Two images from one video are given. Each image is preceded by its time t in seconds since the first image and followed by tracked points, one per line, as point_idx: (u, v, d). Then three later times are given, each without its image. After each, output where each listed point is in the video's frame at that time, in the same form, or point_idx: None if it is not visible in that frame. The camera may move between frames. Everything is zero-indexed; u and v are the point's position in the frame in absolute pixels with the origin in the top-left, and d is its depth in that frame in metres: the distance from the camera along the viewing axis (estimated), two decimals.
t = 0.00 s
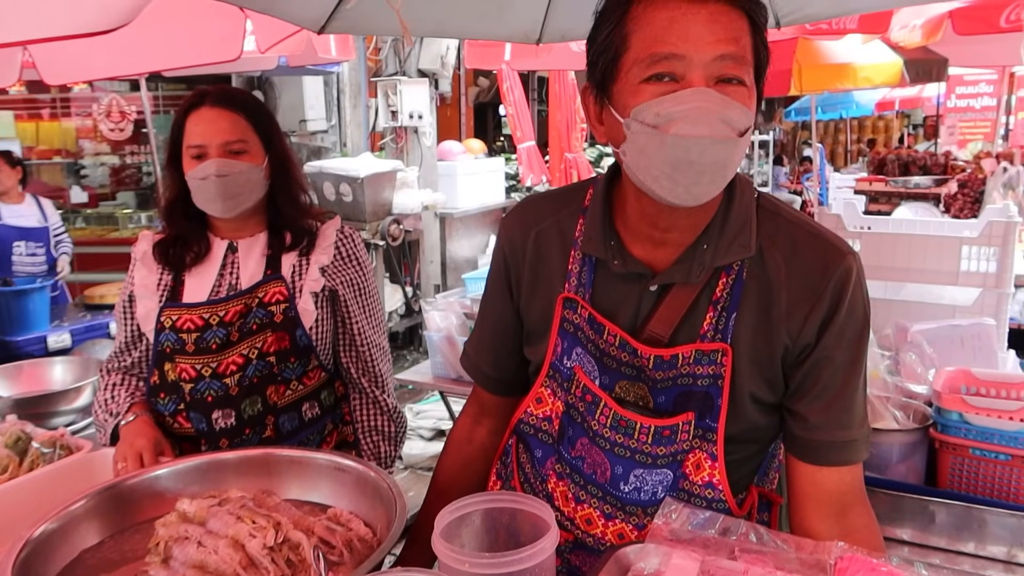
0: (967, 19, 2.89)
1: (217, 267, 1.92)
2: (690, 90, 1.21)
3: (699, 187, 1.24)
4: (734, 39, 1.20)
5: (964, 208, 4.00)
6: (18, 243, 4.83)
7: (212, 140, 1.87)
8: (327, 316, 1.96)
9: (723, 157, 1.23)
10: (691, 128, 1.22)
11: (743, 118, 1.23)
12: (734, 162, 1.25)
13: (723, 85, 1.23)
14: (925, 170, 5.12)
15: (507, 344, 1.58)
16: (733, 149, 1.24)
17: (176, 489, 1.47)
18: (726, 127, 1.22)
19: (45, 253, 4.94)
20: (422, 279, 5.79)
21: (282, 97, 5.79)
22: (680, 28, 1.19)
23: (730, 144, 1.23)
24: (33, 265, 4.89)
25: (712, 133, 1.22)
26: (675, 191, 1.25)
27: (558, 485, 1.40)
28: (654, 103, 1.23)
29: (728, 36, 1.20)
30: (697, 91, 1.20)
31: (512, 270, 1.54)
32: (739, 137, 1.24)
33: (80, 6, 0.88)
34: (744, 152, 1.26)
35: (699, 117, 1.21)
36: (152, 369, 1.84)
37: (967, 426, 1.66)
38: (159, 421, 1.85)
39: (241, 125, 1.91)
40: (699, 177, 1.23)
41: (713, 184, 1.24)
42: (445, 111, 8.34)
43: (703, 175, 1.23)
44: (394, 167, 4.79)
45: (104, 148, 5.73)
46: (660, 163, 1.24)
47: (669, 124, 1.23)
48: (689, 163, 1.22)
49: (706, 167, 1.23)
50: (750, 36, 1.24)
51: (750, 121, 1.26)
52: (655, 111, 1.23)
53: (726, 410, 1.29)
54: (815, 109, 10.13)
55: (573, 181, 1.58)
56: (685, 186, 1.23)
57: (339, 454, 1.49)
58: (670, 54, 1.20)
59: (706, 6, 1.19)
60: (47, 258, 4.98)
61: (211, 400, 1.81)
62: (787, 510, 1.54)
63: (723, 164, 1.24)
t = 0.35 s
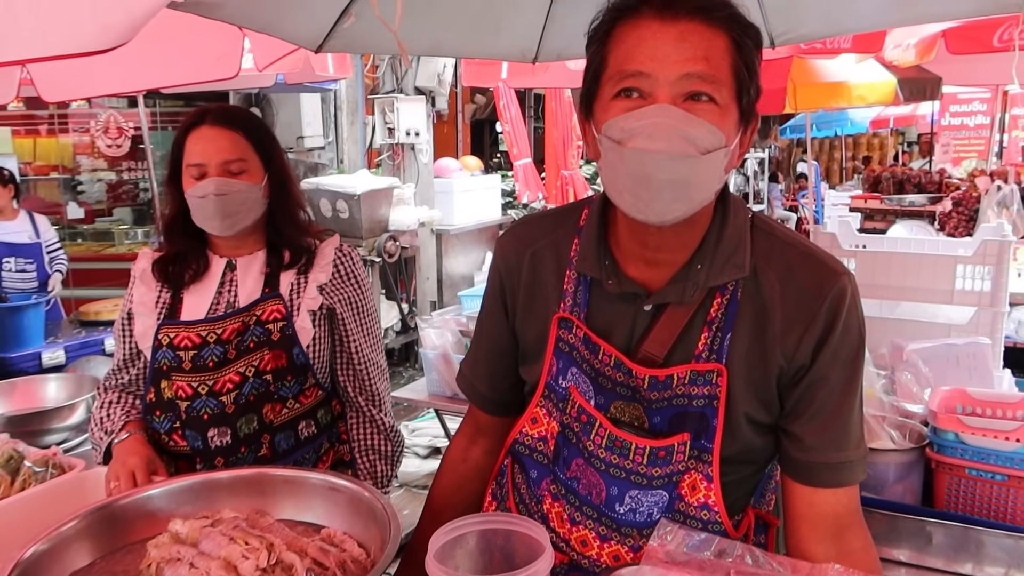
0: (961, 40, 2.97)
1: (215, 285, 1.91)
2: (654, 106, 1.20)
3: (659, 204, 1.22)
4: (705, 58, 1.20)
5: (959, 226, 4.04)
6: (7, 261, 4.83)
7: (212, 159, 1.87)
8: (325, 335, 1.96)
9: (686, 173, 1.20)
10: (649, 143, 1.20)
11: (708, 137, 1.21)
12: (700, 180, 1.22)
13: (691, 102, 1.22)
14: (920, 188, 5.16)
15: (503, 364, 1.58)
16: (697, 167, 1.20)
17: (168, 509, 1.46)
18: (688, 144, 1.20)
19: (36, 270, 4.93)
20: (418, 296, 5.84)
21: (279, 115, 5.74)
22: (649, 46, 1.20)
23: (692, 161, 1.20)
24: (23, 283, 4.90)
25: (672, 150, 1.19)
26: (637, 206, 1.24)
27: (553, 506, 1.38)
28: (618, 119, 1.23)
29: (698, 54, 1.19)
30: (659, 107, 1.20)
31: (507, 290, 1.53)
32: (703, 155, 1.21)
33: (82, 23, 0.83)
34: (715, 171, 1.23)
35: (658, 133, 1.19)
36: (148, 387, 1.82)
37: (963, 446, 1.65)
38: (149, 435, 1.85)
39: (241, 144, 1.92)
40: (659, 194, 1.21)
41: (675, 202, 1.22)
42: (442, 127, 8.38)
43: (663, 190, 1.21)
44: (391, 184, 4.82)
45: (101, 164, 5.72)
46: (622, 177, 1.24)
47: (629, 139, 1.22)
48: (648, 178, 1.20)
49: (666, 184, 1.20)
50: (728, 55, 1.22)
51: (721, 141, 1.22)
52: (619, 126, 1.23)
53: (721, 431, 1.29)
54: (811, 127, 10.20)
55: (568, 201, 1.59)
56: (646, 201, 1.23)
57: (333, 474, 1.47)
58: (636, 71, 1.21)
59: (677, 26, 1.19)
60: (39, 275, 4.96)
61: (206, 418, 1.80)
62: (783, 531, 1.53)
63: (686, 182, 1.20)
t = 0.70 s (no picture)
0: (949, 50, 3.00)
1: (210, 290, 1.90)
2: (643, 94, 1.20)
3: (648, 195, 1.21)
4: (696, 51, 1.20)
5: (946, 235, 4.04)
6: (5, 264, 4.79)
7: (209, 165, 1.86)
8: (318, 342, 1.94)
9: (673, 165, 1.20)
10: (638, 130, 1.19)
11: (698, 129, 1.20)
12: (689, 173, 1.21)
13: (682, 94, 1.22)
14: (908, 197, 5.20)
15: (492, 373, 1.57)
16: (684, 158, 1.20)
17: (153, 519, 1.44)
18: (677, 133, 1.19)
19: (32, 275, 4.86)
20: (407, 303, 5.82)
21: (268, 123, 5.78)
22: (641, 39, 1.21)
23: (681, 150, 1.20)
24: (17, 288, 4.83)
25: (661, 138, 1.19)
26: (625, 196, 1.22)
27: (544, 516, 1.37)
28: (609, 108, 1.22)
29: (689, 47, 1.20)
30: (649, 95, 1.19)
31: (496, 299, 1.53)
32: (692, 146, 1.20)
33: (71, 26, 0.83)
34: (704, 165, 1.22)
35: (647, 122, 1.18)
36: (141, 392, 1.81)
37: (954, 453, 1.66)
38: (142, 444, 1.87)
39: (237, 150, 1.91)
40: (647, 183, 1.20)
41: (663, 194, 1.21)
42: (432, 136, 8.39)
43: (651, 180, 1.20)
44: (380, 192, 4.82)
45: (88, 171, 5.67)
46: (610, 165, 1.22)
47: (619, 128, 1.21)
48: (635, 167, 1.20)
49: (654, 174, 1.19)
50: (719, 55, 1.22)
51: (710, 136, 1.22)
52: (608, 116, 1.22)
53: (713, 439, 1.28)
54: (799, 136, 10.29)
55: (556, 209, 1.58)
56: (634, 191, 1.21)
57: (321, 482, 1.44)
58: (627, 62, 1.22)
59: (670, 21, 1.20)
60: (34, 281, 4.88)
61: (198, 424, 1.78)
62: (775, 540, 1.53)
63: (673, 173, 1.20)
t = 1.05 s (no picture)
0: (933, 53, 3.04)
1: (216, 286, 1.89)
2: (639, 104, 1.20)
3: (646, 203, 1.22)
4: (691, 59, 1.20)
5: (931, 236, 4.10)
6: None
7: (224, 163, 1.85)
8: (325, 336, 1.94)
9: (671, 172, 1.21)
10: (636, 140, 1.19)
11: (695, 137, 1.21)
12: (686, 180, 1.22)
13: (678, 102, 1.22)
14: (893, 199, 5.24)
15: (481, 375, 1.56)
16: (684, 166, 1.21)
17: (139, 522, 1.42)
18: (675, 143, 1.20)
19: (22, 275, 4.80)
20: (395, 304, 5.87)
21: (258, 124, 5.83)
22: (636, 46, 1.20)
23: (679, 160, 1.20)
24: (6, 287, 4.77)
25: (661, 147, 1.19)
26: (622, 205, 1.23)
27: (534, 518, 1.37)
28: (605, 117, 1.22)
29: (684, 56, 1.20)
30: (646, 105, 1.19)
31: (485, 302, 1.52)
32: (691, 154, 1.21)
33: (56, 22, 0.82)
34: (701, 170, 1.23)
35: (645, 130, 1.19)
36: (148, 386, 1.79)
37: (940, 453, 1.67)
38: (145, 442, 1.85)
39: (252, 150, 1.90)
40: (645, 192, 1.21)
41: (661, 202, 1.22)
42: (420, 137, 8.38)
43: (649, 189, 1.20)
44: (368, 193, 4.81)
45: (73, 173, 5.57)
46: (608, 175, 1.23)
47: (616, 137, 1.21)
48: (632, 176, 1.20)
49: (652, 182, 1.20)
50: (712, 61, 1.23)
51: (707, 142, 1.23)
52: (605, 124, 1.22)
53: (703, 441, 1.28)
54: (785, 139, 10.38)
55: (545, 210, 1.58)
56: (631, 200, 1.22)
57: (309, 484, 1.43)
58: (621, 71, 1.21)
59: (664, 27, 1.20)
60: (23, 281, 4.81)
61: (206, 418, 1.77)
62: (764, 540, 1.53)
63: (672, 181, 1.21)
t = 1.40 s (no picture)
0: (916, 55, 3.07)
1: (227, 281, 1.90)
2: (627, 94, 1.20)
3: (632, 193, 1.22)
4: (679, 53, 1.21)
5: (917, 236, 4.14)
6: None
7: (243, 164, 1.85)
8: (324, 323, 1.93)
9: (659, 162, 1.20)
10: (624, 128, 1.19)
11: (682, 128, 1.21)
12: (674, 170, 1.21)
13: (665, 95, 1.22)
14: (879, 200, 5.29)
15: (472, 374, 1.56)
16: (670, 155, 1.20)
17: (128, 525, 1.41)
18: (662, 132, 1.19)
19: None
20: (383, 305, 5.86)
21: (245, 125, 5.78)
22: (625, 40, 1.21)
23: (665, 148, 1.20)
24: None
25: (648, 135, 1.19)
26: (609, 195, 1.23)
27: (525, 518, 1.37)
28: (592, 108, 1.22)
29: (672, 50, 1.21)
30: (633, 95, 1.20)
31: (476, 301, 1.52)
32: (678, 144, 1.21)
33: (40, 21, 0.81)
34: (689, 162, 1.23)
35: (631, 119, 1.19)
36: (160, 379, 1.80)
37: (928, 451, 1.69)
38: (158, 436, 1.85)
39: (270, 151, 1.90)
40: (632, 181, 1.20)
41: (647, 191, 1.21)
42: (408, 138, 8.36)
43: (637, 178, 1.20)
44: (356, 194, 4.80)
45: (58, 173, 5.43)
46: (595, 164, 1.23)
47: (603, 126, 1.21)
48: (621, 164, 1.20)
49: (640, 171, 1.20)
50: (700, 57, 1.24)
51: (694, 134, 1.23)
52: (591, 114, 1.22)
53: (693, 440, 1.28)
54: (772, 140, 10.45)
55: (536, 210, 1.58)
56: (619, 189, 1.21)
57: (299, 485, 1.42)
58: (610, 63, 1.22)
59: (653, 22, 1.21)
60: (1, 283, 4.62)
61: (217, 410, 1.77)
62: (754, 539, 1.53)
63: (659, 170, 1.20)
